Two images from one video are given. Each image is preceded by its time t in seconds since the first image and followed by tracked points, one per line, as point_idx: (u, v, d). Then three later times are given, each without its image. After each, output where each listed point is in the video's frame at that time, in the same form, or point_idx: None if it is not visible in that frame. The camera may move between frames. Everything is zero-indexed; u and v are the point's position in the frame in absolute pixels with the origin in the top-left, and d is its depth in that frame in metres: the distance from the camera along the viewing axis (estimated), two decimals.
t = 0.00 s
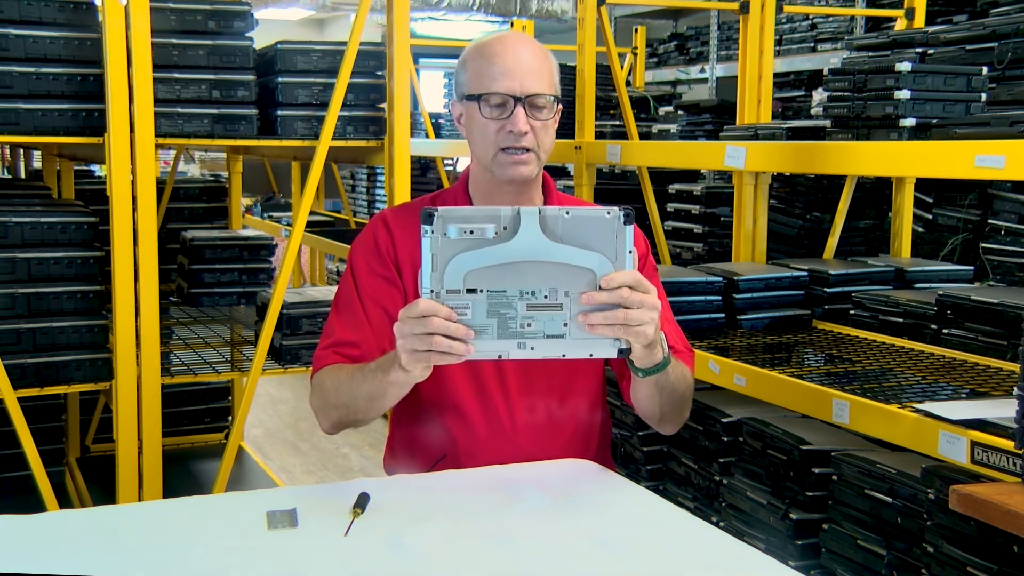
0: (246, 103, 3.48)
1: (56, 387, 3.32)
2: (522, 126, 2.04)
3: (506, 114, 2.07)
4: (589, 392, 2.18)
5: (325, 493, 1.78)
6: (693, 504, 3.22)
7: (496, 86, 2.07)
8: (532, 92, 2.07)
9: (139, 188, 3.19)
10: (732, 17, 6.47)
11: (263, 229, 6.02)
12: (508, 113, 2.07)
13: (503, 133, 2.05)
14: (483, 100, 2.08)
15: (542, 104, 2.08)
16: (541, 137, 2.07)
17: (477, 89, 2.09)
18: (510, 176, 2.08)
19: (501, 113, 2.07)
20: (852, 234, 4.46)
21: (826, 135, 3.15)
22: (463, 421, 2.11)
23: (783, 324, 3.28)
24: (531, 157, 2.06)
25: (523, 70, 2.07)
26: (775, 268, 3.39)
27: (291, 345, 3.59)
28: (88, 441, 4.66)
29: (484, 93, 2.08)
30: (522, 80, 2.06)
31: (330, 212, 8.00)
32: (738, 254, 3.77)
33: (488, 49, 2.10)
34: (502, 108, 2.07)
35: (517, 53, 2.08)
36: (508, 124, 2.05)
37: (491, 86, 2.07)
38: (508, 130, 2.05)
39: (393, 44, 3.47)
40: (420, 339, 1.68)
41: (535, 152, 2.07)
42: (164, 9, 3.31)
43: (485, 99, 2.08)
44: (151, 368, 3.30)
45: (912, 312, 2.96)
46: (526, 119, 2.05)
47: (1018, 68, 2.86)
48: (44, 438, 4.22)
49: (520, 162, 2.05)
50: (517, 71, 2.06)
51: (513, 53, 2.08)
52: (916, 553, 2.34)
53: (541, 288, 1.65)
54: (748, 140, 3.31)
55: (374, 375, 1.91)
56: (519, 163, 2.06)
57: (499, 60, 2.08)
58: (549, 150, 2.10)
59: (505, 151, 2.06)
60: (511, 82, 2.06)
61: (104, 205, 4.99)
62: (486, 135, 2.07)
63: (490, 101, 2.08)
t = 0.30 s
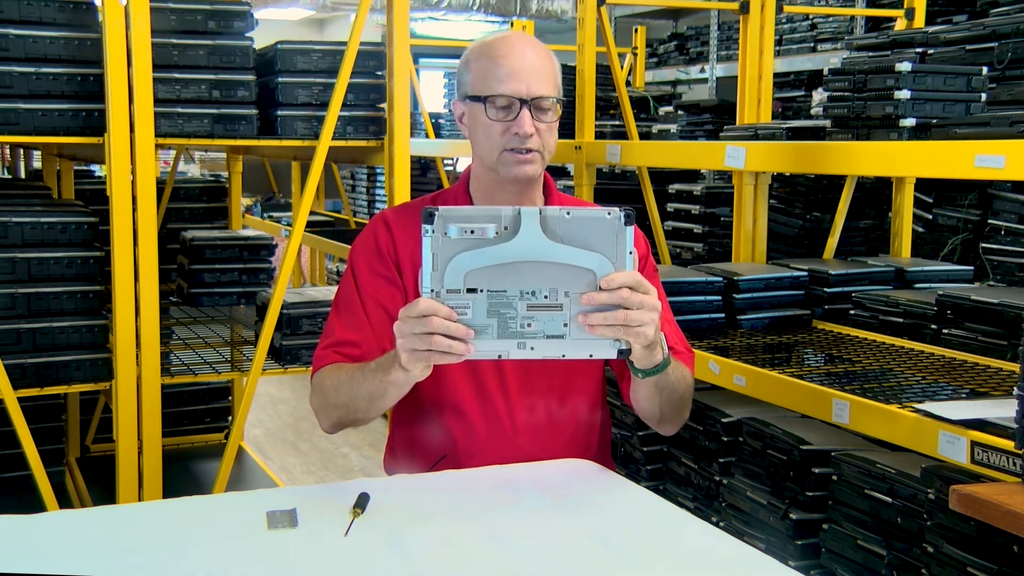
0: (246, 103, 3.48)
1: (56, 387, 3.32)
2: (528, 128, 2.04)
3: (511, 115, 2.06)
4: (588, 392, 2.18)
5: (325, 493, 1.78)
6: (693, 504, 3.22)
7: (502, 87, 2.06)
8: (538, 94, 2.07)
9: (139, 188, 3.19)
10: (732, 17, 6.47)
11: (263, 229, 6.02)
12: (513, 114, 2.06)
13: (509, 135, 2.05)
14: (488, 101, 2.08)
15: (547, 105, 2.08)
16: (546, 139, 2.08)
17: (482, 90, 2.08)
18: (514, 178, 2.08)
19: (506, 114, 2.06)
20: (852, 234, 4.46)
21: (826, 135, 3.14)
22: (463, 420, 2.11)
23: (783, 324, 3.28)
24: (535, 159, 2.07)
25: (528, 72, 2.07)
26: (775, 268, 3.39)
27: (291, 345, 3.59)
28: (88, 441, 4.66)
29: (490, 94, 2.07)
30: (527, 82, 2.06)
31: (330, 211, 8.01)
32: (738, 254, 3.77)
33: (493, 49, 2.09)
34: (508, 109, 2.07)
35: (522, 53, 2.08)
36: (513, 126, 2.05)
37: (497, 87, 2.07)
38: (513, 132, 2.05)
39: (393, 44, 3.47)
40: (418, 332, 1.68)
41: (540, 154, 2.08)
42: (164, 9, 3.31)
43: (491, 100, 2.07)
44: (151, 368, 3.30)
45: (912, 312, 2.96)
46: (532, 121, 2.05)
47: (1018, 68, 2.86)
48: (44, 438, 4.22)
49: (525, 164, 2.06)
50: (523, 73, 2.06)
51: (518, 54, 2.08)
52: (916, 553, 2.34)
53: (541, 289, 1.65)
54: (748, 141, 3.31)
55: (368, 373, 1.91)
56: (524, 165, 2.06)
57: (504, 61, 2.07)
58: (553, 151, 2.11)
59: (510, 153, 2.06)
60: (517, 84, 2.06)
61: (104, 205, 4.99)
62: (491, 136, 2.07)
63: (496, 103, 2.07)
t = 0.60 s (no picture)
0: (246, 103, 3.48)
1: (56, 387, 3.32)
2: (529, 129, 2.04)
3: (512, 115, 2.06)
4: (588, 392, 2.18)
5: (325, 493, 1.78)
6: (693, 504, 3.22)
7: (503, 87, 2.06)
8: (539, 94, 2.07)
9: (139, 188, 3.19)
10: (732, 17, 6.47)
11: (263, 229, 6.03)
12: (514, 115, 2.06)
13: (510, 135, 2.05)
14: (489, 100, 2.08)
15: (548, 106, 2.08)
16: (547, 140, 2.08)
17: (483, 90, 2.08)
18: (515, 178, 2.09)
19: (507, 115, 2.06)
20: (852, 234, 4.46)
21: (826, 135, 3.14)
22: (463, 420, 2.11)
23: (783, 324, 3.28)
24: (536, 159, 2.07)
25: (529, 72, 2.07)
26: (775, 268, 3.39)
27: (291, 345, 3.59)
28: (88, 441, 4.66)
29: (491, 94, 2.07)
30: (528, 81, 2.06)
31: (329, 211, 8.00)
32: (738, 254, 3.77)
33: (494, 49, 2.09)
34: (508, 109, 2.07)
35: (523, 53, 2.08)
36: (514, 126, 2.05)
37: (498, 87, 2.07)
38: (514, 132, 2.05)
39: (393, 44, 3.47)
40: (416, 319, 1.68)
41: (541, 154, 2.08)
42: (164, 9, 3.31)
43: (492, 100, 2.07)
44: (151, 368, 3.30)
45: (912, 312, 2.96)
46: (532, 122, 2.05)
47: (1018, 68, 2.86)
48: (44, 438, 4.22)
49: (525, 164, 2.06)
50: (524, 73, 2.06)
51: (519, 53, 2.08)
52: (916, 553, 2.34)
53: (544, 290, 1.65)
54: (748, 141, 3.31)
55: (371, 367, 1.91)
56: (525, 165, 2.06)
57: (505, 60, 2.07)
58: (553, 151, 2.11)
59: (511, 153, 2.06)
60: (518, 84, 2.06)
61: (104, 205, 4.99)
62: (491, 136, 2.07)
63: (497, 103, 2.07)
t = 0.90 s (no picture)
0: (246, 103, 3.48)
1: (56, 387, 3.33)
2: (521, 129, 2.03)
3: (505, 117, 2.06)
4: (588, 392, 2.17)
5: (325, 493, 1.78)
6: (693, 504, 3.22)
7: (496, 88, 2.07)
8: (531, 95, 2.06)
9: (139, 188, 3.19)
10: (732, 17, 6.48)
11: (263, 229, 6.03)
12: (506, 116, 2.06)
13: (501, 136, 2.05)
14: (482, 102, 2.08)
15: (541, 107, 2.08)
16: (539, 141, 2.07)
17: (477, 90, 2.08)
18: (506, 180, 2.08)
19: (499, 116, 2.07)
20: (852, 234, 4.46)
21: (826, 135, 3.14)
22: (464, 420, 2.11)
23: (783, 324, 3.28)
24: (528, 159, 2.06)
25: (522, 73, 2.06)
26: (775, 268, 3.39)
27: (291, 345, 3.59)
28: (88, 441, 4.66)
29: (484, 95, 2.08)
30: (522, 83, 2.06)
31: (329, 211, 8.01)
32: (738, 254, 3.77)
33: (489, 50, 2.09)
34: (501, 110, 2.07)
35: (518, 55, 2.08)
36: (505, 127, 2.05)
37: (490, 88, 2.07)
38: (505, 133, 2.04)
39: (393, 44, 3.47)
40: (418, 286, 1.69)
41: (533, 155, 2.07)
42: (164, 9, 3.31)
43: (484, 101, 2.08)
44: (151, 368, 3.30)
45: (912, 312, 2.96)
46: (524, 123, 2.05)
47: (1018, 69, 2.86)
48: (44, 438, 4.22)
49: (518, 165, 2.06)
50: (518, 74, 2.06)
51: (513, 55, 2.08)
52: (916, 553, 2.34)
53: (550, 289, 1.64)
54: (748, 141, 3.31)
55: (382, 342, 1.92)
56: (517, 166, 2.06)
57: (499, 62, 2.07)
58: (546, 152, 2.10)
59: (503, 153, 2.06)
60: (511, 85, 2.06)
61: (104, 205, 4.99)
62: (484, 137, 2.07)
63: (489, 104, 2.08)
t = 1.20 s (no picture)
0: (246, 103, 3.48)
1: (56, 387, 3.33)
2: (516, 131, 2.03)
3: (500, 117, 2.06)
4: (588, 392, 2.17)
5: (324, 493, 1.78)
6: (693, 504, 3.22)
7: (491, 89, 2.07)
8: (527, 95, 2.07)
9: (139, 188, 3.19)
10: (732, 17, 6.48)
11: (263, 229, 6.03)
12: (501, 116, 2.06)
13: (497, 136, 2.05)
14: (478, 103, 2.08)
15: (537, 107, 2.08)
16: (536, 141, 2.07)
17: (473, 91, 2.08)
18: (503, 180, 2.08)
19: (494, 116, 2.07)
20: (852, 234, 4.46)
21: (826, 135, 3.14)
22: (464, 420, 2.11)
23: (783, 324, 3.28)
24: (524, 160, 2.06)
25: (518, 73, 2.06)
26: (775, 268, 3.39)
27: (291, 345, 3.59)
28: (88, 441, 4.66)
29: (479, 96, 2.08)
30: (517, 83, 2.06)
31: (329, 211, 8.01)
32: (738, 254, 3.77)
33: (485, 49, 2.09)
34: (496, 110, 2.07)
35: (514, 55, 2.08)
36: (501, 128, 2.05)
37: (486, 89, 2.07)
38: (501, 134, 2.05)
39: (393, 43, 3.47)
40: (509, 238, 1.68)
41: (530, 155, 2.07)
42: (164, 9, 3.31)
43: (480, 102, 2.08)
44: (151, 368, 3.30)
45: (912, 312, 2.96)
46: (520, 123, 2.05)
47: (1018, 68, 2.86)
48: (44, 438, 4.22)
49: (513, 165, 2.06)
50: (513, 74, 2.06)
51: (508, 55, 2.08)
52: (916, 553, 2.34)
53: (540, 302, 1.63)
54: (748, 140, 3.31)
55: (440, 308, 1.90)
56: (513, 166, 2.06)
57: (494, 62, 2.07)
58: (543, 152, 2.10)
59: (499, 154, 2.06)
60: (507, 86, 2.06)
61: (104, 205, 4.99)
62: (480, 138, 2.07)
63: (484, 105, 2.08)
